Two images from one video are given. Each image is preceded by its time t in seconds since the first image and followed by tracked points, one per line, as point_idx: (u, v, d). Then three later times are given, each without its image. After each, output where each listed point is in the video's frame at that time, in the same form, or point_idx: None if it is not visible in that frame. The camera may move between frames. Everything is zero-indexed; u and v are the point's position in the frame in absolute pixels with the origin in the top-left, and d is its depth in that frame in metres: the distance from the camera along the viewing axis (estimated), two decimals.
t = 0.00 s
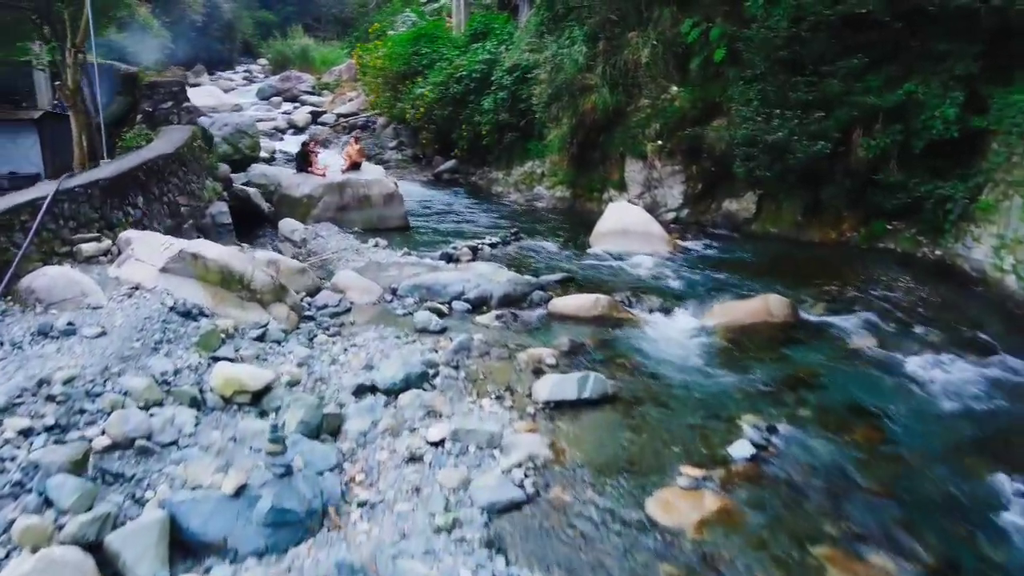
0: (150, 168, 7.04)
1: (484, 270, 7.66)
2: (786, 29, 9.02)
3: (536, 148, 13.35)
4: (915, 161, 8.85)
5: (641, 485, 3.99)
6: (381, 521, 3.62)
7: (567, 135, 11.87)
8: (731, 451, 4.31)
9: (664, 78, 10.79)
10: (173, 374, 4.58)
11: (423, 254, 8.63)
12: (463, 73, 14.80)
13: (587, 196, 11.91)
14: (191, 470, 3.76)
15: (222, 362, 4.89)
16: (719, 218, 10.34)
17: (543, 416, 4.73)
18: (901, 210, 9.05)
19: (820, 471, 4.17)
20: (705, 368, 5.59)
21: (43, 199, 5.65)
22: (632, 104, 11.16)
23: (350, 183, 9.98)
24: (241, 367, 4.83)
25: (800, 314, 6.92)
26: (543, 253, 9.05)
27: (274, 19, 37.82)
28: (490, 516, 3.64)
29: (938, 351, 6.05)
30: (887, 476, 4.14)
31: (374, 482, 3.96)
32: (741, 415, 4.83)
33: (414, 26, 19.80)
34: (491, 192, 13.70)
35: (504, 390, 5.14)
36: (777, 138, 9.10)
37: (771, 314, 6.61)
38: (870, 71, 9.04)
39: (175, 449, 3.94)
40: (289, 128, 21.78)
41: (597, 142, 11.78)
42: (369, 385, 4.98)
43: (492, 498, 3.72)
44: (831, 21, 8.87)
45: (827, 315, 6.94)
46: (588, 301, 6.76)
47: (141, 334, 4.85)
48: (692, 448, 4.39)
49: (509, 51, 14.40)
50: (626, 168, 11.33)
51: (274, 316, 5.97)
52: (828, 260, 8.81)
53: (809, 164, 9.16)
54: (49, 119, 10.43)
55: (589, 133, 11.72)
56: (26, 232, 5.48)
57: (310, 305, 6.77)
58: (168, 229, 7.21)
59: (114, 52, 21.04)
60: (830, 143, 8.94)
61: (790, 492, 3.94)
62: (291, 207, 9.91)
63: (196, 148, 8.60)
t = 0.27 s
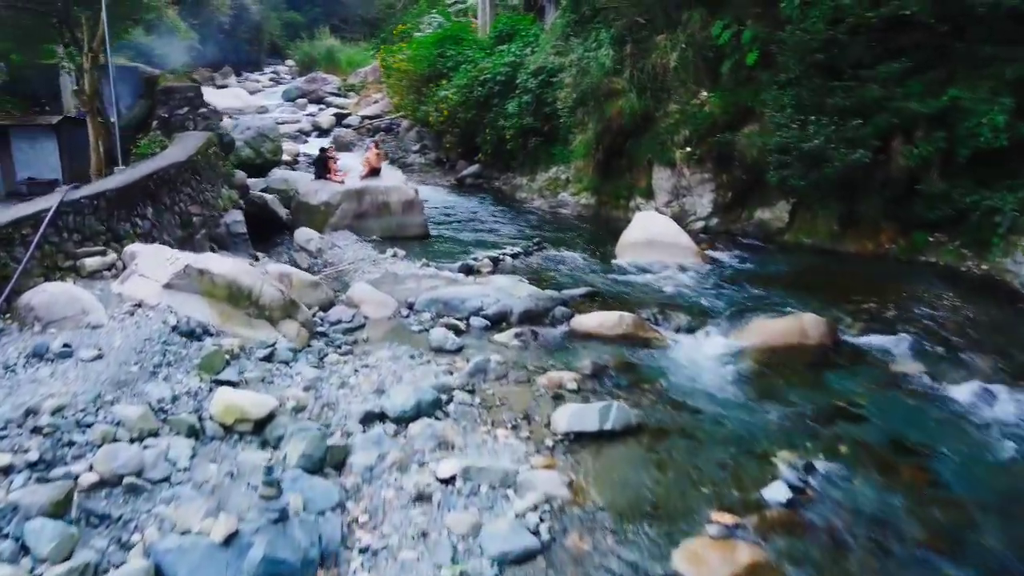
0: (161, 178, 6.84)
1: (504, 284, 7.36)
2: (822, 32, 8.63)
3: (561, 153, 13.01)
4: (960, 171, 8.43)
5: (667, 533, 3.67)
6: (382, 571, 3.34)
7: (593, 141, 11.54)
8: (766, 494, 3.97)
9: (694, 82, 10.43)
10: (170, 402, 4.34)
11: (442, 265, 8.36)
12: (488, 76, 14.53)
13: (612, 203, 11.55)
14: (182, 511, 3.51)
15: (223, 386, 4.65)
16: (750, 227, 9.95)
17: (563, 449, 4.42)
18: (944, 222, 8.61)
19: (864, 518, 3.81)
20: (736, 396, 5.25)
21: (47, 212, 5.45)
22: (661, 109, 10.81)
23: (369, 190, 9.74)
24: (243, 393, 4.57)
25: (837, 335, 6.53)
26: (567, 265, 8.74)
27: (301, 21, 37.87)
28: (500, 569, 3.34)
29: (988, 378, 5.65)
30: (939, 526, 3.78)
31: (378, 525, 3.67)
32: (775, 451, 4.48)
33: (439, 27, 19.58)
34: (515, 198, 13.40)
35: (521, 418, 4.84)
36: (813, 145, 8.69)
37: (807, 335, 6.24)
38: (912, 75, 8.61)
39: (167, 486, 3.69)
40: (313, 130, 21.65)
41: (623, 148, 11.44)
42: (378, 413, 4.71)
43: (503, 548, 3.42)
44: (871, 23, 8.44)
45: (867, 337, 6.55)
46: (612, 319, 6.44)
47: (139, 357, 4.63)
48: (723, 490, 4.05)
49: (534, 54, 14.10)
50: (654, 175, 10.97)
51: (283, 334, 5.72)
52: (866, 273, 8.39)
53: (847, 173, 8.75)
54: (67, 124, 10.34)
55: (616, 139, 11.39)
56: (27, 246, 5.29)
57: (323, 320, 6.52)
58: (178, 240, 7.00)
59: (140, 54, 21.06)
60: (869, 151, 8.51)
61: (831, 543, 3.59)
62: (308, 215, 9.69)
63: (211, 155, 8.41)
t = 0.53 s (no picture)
0: (164, 188, 6.62)
1: (517, 299, 7.06)
2: (853, 35, 8.21)
3: (580, 158, 12.68)
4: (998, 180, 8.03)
5: None
6: None
7: (613, 147, 11.22)
8: (796, 543, 3.64)
9: (717, 87, 10.08)
10: (159, 432, 4.10)
11: (454, 276, 8.09)
12: (506, 79, 14.25)
13: (631, 211, 11.20)
14: (163, 559, 3.26)
15: (217, 414, 4.40)
16: (775, 237, 9.58)
17: (575, 486, 4.13)
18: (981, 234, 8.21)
19: (904, 572, 3.48)
20: (762, 428, 4.92)
21: (42, 226, 5.24)
22: (683, 114, 10.48)
23: (381, 198, 9.49)
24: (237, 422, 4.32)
25: (869, 356, 6.17)
26: (584, 277, 8.44)
27: (321, 22, 37.83)
28: None
29: None
30: None
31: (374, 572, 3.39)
32: (805, 491, 4.15)
33: (457, 29, 19.33)
34: (532, 205, 13.10)
35: (532, 449, 4.55)
36: (843, 154, 8.31)
37: (836, 357, 5.89)
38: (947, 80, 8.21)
39: (150, 529, 3.44)
40: (330, 133, 21.46)
41: (643, 155, 11.12)
42: (380, 443, 4.44)
43: None
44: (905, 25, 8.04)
45: (901, 358, 6.19)
46: (630, 338, 6.13)
47: (129, 384, 4.42)
48: (750, 537, 3.73)
49: (553, 56, 13.81)
50: (675, 182, 10.63)
51: (285, 354, 5.47)
52: (897, 288, 8.01)
53: (878, 183, 8.36)
54: (77, 129, 10.20)
55: (636, 145, 11.08)
56: (19, 262, 5.07)
57: (329, 337, 6.27)
58: (182, 252, 6.79)
59: (159, 55, 21.00)
60: (903, 159, 8.15)
61: None
62: (319, 224, 9.46)
63: (220, 163, 8.21)
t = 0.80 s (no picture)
0: (157, 199, 6.38)
1: (521, 316, 6.75)
2: (875, 39, 7.95)
3: (590, 163, 12.38)
4: None
5: None
6: None
7: (624, 152, 10.93)
8: None
9: (732, 92, 9.78)
10: (137, 468, 3.89)
11: (458, 289, 7.82)
12: (515, 82, 13.98)
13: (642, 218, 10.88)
14: None
15: (199, 447, 4.16)
16: (791, 247, 9.26)
17: (579, 528, 3.84)
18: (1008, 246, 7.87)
19: None
20: (780, 461, 4.62)
21: (26, 241, 5.02)
22: (697, 120, 10.19)
23: (385, 206, 9.23)
24: (221, 454, 4.06)
25: (891, 380, 5.85)
26: (594, 289, 8.15)
27: (333, 22, 37.68)
28: None
29: None
30: None
31: None
32: (828, 536, 3.85)
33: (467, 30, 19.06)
34: (541, 211, 12.82)
35: (534, 484, 4.27)
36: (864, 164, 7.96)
37: (857, 381, 5.57)
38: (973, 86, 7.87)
39: None
40: (339, 135, 21.25)
41: (655, 161, 10.84)
42: (373, 477, 4.17)
43: None
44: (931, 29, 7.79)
45: (927, 382, 5.86)
46: (640, 360, 5.84)
47: (107, 413, 4.30)
48: None
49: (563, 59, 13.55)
50: (687, 189, 10.32)
51: (279, 375, 5.20)
52: (920, 302, 7.68)
53: (901, 194, 8.00)
54: (76, 135, 10.02)
55: (648, 151, 10.82)
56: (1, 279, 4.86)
57: (326, 355, 6.02)
58: (175, 265, 6.57)
59: (166, 56, 20.83)
60: (926, 168, 7.78)
61: None
62: (322, 232, 9.21)
63: (219, 171, 8.00)
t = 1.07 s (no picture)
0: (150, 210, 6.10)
1: (527, 333, 6.47)
2: (898, 43, 7.66)
3: (601, 169, 12.09)
4: None
5: None
6: None
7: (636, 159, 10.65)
8: None
9: (747, 97, 9.48)
10: (113, 507, 3.66)
11: (463, 302, 7.56)
12: (525, 85, 13.71)
13: (653, 226, 10.60)
14: None
15: (180, 482, 3.93)
16: (808, 258, 8.96)
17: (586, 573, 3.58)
18: None
19: None
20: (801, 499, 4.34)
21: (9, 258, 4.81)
22: (711, 125, 9.90)
23: (389, 215, 8.98)
24: (205, 490, 3.81)
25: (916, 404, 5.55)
26: (604, 302, 7.88)
27: (344, 23, 37.52)
28: None
29: None
30: None
31: None
32: None
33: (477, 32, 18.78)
34: (551, 217, 12.55)
35: (538, 521, 4.01)
36: (885, 173, 7.66)
37: (880, 408, 5.27)
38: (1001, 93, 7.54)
39: None
40: (348, 137, 21.04)
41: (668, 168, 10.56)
42: (366, 514, 3.90)
43: None
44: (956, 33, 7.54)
45: (954, 407, 5.56)
46: (652, 382, 5.55)
47: (85, 446, 4.11)
48: None
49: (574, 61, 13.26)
50: (701, 197, 10.03)
51: (272, 400, 4.92)
52: (943, 318, 7.36)
53: (924, 205, 7.70)
54: (76, 140, 9.83)
55: (660, 157, 10.52)
56: None
57: (324, 375, 5.77)
58: (169, 279, 6.35)
59: (175, 58, 20.68)
60: (951, 178, 7.48)
61: None
62: (325, 241, 8.98)
63: (219, 179, 7.79)
